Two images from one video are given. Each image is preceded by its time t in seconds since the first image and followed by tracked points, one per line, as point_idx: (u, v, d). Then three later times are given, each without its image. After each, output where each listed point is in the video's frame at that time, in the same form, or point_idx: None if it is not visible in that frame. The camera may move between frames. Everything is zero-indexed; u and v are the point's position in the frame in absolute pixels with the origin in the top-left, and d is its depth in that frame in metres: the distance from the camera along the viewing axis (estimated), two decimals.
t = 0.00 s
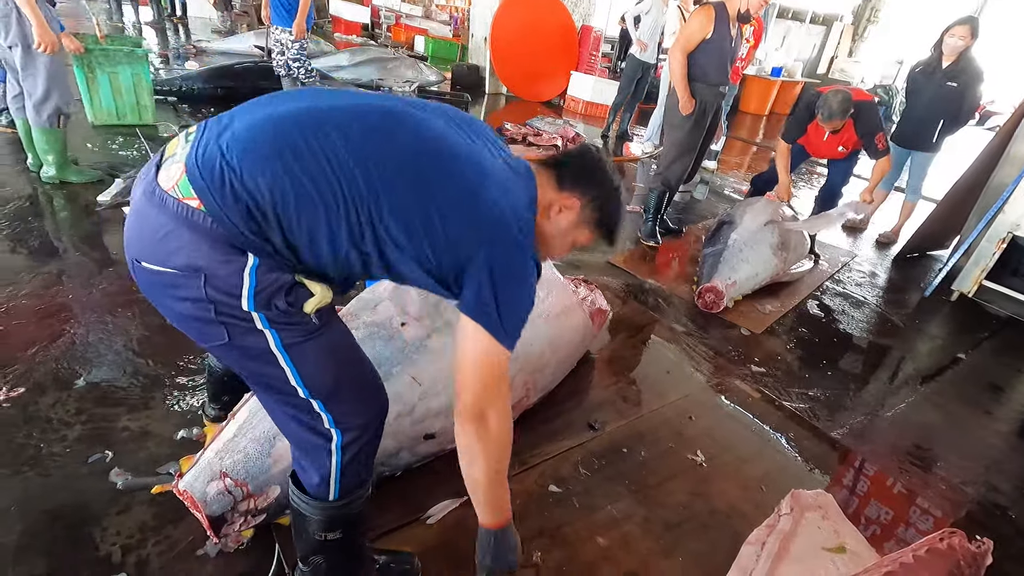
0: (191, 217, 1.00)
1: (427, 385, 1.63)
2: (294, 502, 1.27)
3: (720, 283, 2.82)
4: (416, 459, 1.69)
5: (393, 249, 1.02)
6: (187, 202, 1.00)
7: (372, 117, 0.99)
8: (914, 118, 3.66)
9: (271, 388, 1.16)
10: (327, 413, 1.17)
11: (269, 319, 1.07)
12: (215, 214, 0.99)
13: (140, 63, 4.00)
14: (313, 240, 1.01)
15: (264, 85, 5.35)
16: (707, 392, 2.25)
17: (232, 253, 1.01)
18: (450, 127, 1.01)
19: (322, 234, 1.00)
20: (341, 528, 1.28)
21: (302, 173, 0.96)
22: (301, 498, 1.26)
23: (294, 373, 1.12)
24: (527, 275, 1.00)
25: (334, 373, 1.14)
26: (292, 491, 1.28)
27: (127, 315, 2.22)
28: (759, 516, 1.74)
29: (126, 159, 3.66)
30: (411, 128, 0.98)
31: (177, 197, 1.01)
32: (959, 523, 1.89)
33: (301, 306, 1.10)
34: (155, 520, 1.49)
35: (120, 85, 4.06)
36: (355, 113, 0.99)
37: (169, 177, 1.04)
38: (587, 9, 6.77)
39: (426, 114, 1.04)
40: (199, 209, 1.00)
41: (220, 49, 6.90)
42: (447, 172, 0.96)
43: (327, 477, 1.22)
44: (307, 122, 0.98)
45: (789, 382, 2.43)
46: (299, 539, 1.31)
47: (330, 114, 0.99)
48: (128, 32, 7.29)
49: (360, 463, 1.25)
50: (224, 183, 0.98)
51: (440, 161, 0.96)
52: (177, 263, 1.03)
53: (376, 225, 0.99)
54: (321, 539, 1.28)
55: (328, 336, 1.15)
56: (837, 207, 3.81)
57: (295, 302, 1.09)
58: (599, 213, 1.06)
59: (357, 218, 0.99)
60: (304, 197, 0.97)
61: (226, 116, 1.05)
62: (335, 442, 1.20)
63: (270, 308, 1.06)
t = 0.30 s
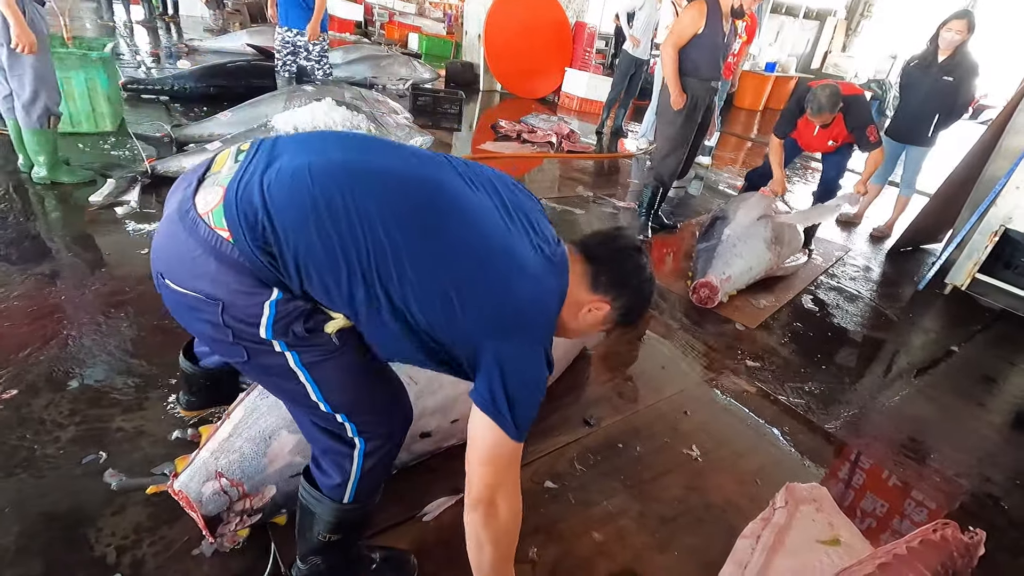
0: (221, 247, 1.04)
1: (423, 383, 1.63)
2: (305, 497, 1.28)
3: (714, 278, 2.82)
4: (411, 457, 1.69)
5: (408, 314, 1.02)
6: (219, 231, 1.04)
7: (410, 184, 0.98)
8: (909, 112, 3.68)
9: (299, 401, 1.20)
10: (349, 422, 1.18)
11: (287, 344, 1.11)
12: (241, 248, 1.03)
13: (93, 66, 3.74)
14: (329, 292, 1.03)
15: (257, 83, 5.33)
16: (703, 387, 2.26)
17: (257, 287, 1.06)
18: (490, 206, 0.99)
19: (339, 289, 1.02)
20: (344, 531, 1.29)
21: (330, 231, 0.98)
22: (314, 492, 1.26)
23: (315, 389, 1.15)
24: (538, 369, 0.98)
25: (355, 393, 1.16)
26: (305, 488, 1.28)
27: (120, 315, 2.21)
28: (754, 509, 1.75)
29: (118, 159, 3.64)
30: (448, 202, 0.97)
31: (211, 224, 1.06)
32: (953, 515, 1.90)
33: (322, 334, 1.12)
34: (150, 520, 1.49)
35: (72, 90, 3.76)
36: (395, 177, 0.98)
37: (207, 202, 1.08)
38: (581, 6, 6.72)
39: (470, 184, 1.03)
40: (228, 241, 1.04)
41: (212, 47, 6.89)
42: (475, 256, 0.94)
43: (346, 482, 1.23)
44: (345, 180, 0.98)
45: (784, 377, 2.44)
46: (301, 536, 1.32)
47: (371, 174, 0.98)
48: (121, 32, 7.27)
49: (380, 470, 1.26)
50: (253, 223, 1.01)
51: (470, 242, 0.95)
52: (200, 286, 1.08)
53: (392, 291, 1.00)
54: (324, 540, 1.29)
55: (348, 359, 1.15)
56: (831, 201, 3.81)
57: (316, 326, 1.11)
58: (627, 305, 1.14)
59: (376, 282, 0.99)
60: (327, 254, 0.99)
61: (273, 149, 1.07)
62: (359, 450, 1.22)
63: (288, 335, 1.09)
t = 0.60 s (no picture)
0: (250, 224, 1.06)
1: (419, 382, 1.63)
2: (305, 494, 1.28)
3: (713, 281, 2.82)
4: (409, 458, 1.68)
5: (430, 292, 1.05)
6: (249, 208, 1.06)
7: (432, 166, 1.01)
8: (911, 115, 3.68)
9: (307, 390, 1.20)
10: (353, 415, 1.20)
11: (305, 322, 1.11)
12: (269, 226, 1.05)
13: (63, 70, 3.59)
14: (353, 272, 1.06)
15: (257, 85, 5.33)
16: (703, 390, 2.25)
17: (281, 263, 1.07)
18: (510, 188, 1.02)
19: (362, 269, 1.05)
20: (342, 529, 1.30)
21: (355, 211, 1.01)
22: (314, 488, 1.27)
23: (325, 373, 1.15)
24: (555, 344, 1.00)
25: (361, 380, 1.17)
26: (303, 486, 1.29)
27: (118, 317, 2.21)
28: (753, 513, 1.74)
29: (117, 160, 3.64)
30: (469, 182, 1.00)
31: (241, 202, 1.08)
32: (952, 519, 1.89)
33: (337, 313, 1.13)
34: (147, 522, 1.49)
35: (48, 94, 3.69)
36: (418, 160, 1.01)
37: (239, 182, 1.10)
38: (581, 7, 6.78)
39: (489, 167, 1.05)
40: (258, 218, 1.06)
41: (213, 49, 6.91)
42: (495, 234, 0.97)
43: (345, 477, 1.24)
44: (370, 163, 1.01)
45: (784, 380, 2.43)
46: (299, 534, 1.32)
47: (397, 157, 1.02)
48: (122, 34, 7.29)
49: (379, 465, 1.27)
50: (283, 202, 1.04)
51: (489, 222, 0.97)
52: (226, 262, 1.09)
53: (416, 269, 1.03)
54: (321, 538, 1.30)
55: (360, 346, 1.17)
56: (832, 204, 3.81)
57: (333, 310, 1.12)
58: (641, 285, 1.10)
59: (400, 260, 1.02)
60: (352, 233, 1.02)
61: (302, 135, 1.11)
62: (360, 443, 1.22)
63: (307, 314, 1.10)
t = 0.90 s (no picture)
0: (272, 199, 1.14)
1: (411, 380, 1.63)
2: (298, 496, 1.29)
3: (712, 290, 2.81)
4: (403, 460, 1.68)
5: (451, 240, 1.12)
6: (271, 185, 1.14)
7: (432, 117, 1.08)
8: (911, 127, 3.69)
9: (311, 380, 1.24)
10: (348, 401, 1.24)
11: (321, 296, 1.18)
12: (292, 199, 1.12)
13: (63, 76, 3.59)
14: (375, 230, 1.13)
15: (257, 92, 5.33)
16: (702, 400, 2.24)
17: (302, 237, 1.14)
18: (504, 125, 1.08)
19: (384, 226, 1.12)
20: (336, 528, 1.31)
21: (369, 169, 1.08)
22: (307, 489, 1.28)
23: (331, 354, 1.21)
24: (570, 262, 1.10)
25: (363, 366, 1.23)
26: (296, 487, 1.29)
27: (114, 323, 2.19)
28: (752, 525, 1.73)
29: (116, 165, 3.64)
30: (468, 128, 1.06)
31: (263, 179, 1.15)
32: (952, 532, 1.88)
33: (349, 291, 1.21)
34: (139, 531, 1.47)
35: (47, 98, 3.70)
36: (417, 114, 1.08)
37: (258, 163, 1.18)
38: (580, 18, 6.97)
39: (481, 113, 1.13)
40: (280, 193, 1.13)
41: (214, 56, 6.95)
42: (500, 174, 1.04)
43: (335, 472, 1.26)
44: (376, 123, 1.09)
45: (783, 390, 2.42)
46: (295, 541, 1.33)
47: (399, 115, 1.09)
48: (123, 40, 7.32)
49: (370, 458, 1.29)
50: (302, 173, 1.11)
51: (493, 159, 1.04)
52: (252, 239, 1.16)
53: (433, 219, 1.10)
54: (316, 539, 1.30)
55: (366, 328, 1.24)
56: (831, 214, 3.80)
57: (346, 289, 1.21)
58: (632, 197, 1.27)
59: (417, 213, 1.09)
60: (370, 191, 1.09)
61: (307, 112, 1.19)
62: (351, 433, 1.25)
63: (325, 290, 1.18)
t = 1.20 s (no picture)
0: (282, 205, 1.16)
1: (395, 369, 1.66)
2: (301, 498, 1.30)
3: (709, 295, 2.80)
4: (395, 455, 1.68)
5: (455, 218, 1.20)
6: (279, 191, 1.16)
7: (421, 104, 1.10)
8: (907, 131, 3.71)
9: (319, 377, 1.25)
10: (353, 396, 1.25)
11: (334, 290, 1.20)
12: (302, 202, 1.15)
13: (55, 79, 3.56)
14: (385, 218, 1.17)
15: (252, 95, 5.30)
16: (700, 405, 2.23)
17: (314, 235, 1.16)
18: (488, 101, 1.14)
19: (393, 212, 1.16)
20: (335, 530, 1.32)
21: (369, 160, 1.11)
22: (308, 489, 1.29)
23: (341, 347, 1.21)
24: (561, 204, 1.22)
25: (371, 361, 1.24)
26: (297, 488, 1.31)
27: (105, 329, 2.16)
28: (751, 533, 1.72)
29: (108, 169, 3.60)
30: (452, 104, 1.11)
31: (269, 187, 1.17)
32: (951, 538, 1.87)
33: (361, 285, 1.24)
34: (130, 544, 1.44)
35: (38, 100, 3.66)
36: (400, 99, 1.11)
37: (260, 172, 1.19)
38: (576, 22, 6.79)
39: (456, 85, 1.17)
40: (289, 198, 1.15)
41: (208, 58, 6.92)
42: (496, 150, 1.11)
43: (339, 469, 1.27)
44: (367, 117, 1.11)
45: (781, 395, 2.42)
46: (293, 543, 1.33)
47: (383, 101, 1.12)
48: (116, 42, 7.28)
49: (374, 453, 1.29)
50: (306, 176, 1.13)
51: (482, 130, 1.10)
52: (263, 245, 1.18)
53: (439, 201, 1.16)
54: (315, 541, 1.31)
55: (376, 322, 1.27)
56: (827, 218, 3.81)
57: (356, 284, 1.23)
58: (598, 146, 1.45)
59: (422, 199, 1.15)
60: (375, 182, 1.12)
61: (289, 117, 1.20)
62: (356, 429, 1.25)
63: (339, 284, 1.20)
